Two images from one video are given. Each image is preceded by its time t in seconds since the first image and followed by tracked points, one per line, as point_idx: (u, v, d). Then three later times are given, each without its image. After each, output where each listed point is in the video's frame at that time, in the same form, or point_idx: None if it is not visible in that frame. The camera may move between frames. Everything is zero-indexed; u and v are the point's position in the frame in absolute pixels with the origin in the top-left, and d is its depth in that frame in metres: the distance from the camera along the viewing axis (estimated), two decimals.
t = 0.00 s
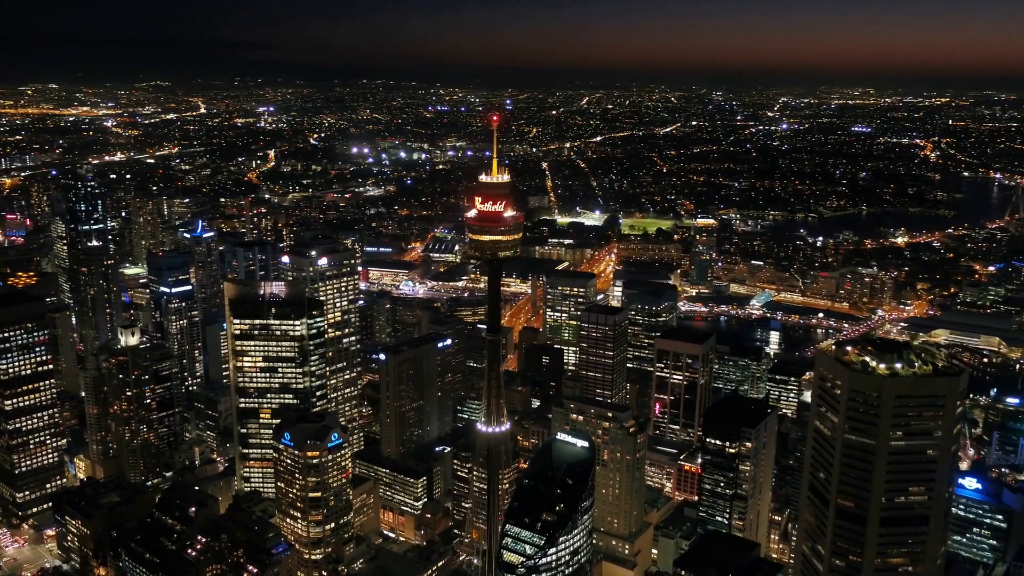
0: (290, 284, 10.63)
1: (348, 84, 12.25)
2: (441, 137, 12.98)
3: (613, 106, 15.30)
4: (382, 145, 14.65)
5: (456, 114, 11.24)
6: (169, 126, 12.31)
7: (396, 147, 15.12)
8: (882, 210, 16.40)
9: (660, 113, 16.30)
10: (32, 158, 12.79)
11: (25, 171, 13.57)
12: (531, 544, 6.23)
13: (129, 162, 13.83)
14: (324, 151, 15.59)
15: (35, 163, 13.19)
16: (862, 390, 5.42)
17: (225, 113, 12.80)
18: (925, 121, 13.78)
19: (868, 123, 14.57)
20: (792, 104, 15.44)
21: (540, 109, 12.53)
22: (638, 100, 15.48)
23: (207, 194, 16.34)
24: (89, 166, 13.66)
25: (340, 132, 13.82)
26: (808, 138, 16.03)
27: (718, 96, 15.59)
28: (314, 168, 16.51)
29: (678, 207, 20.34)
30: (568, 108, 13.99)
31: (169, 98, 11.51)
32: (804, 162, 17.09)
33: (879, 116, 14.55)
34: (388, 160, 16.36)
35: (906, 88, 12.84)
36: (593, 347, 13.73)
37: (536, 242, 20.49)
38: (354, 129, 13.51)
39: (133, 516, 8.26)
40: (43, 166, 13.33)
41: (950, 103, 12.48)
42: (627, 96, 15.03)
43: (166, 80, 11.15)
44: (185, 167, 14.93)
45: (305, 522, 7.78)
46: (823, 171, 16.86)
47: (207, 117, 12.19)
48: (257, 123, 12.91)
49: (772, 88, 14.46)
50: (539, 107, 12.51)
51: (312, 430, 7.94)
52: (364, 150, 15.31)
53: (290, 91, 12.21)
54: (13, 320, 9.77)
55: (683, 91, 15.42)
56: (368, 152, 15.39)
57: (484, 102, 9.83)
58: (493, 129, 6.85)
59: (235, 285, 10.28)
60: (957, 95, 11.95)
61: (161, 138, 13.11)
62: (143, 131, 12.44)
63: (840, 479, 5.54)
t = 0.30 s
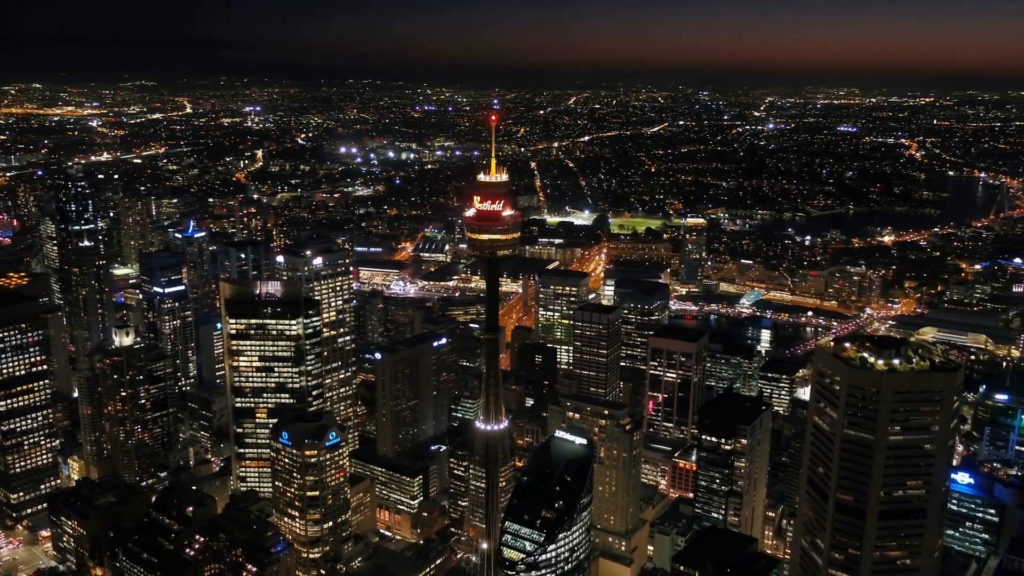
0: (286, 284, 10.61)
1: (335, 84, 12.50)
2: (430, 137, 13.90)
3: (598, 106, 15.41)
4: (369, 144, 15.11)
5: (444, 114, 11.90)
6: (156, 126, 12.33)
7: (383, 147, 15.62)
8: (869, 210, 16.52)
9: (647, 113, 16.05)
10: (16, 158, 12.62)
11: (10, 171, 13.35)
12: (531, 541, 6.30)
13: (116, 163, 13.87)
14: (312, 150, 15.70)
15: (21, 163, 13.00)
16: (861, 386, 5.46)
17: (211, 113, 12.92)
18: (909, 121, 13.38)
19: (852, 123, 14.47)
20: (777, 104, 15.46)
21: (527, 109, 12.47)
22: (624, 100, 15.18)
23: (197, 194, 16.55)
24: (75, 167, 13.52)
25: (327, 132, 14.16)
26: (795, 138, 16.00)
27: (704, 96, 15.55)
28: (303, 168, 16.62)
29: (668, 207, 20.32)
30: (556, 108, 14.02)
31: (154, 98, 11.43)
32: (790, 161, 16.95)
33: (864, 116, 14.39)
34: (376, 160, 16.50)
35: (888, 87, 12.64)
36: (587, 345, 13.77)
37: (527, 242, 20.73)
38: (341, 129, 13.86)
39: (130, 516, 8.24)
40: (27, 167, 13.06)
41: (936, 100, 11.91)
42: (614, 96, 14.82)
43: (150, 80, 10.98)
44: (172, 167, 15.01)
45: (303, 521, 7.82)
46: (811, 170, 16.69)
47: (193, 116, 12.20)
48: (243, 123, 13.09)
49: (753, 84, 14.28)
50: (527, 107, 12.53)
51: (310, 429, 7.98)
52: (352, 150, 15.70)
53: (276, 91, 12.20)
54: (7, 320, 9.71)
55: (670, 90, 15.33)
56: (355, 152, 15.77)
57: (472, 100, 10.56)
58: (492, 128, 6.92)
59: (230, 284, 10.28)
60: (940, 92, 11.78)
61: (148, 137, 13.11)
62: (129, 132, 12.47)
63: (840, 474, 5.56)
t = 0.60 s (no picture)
0: (282, 282, 10.84)
1: (321, 84, 13.03)
2: (418, 138, 14.81)
3: (586, 106, 15.50)
4: (357, 144, 15.38)
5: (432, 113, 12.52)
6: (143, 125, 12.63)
7: (372, 147, 15.80)
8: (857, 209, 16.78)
9: (633, 112, 16.56)
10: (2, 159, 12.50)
11: None
12: (532, 537, 6.35)
13: (104, 163, 14.02)
14: (300, 149, 15.77)
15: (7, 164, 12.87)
16: (861, 380, 5.45)
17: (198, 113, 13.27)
18: (894, 120, 13.43)
19: (838, 123, 14.46)
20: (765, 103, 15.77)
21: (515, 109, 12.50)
22: (610, 100, 15.69)
23: (185, 193, 16.64)
24: (60, 167, 13.40)
25: (314, 132, 14.48)
26: (781, 137, 16.21)
27: (690, 96, 16.10)
28: (292, 168, 16.66)
29: (656, 206, 20.53)
30: (541, 108, 14.13)
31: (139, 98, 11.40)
32: (778, 161, 17.05)
33: (851, 115, 14.39)
34: (364, 159, 16.64)
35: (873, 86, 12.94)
36: (581, 343, 13.93)
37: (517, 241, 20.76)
38: (329, 129, 14.27)
39: (128, 516, 8.23)
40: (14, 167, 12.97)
41: (919, 102, 12.10)
42: (602, 96, 15.20)
43: (136, 80, 11.12)
44: (159, 167, 15.27)
45: (302, 519, 7.85)
46: (797, 169, 16.81)
47: (180, 117, 12.50)
48: (230, 123, 13.48)
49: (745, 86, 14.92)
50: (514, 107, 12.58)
51: (308, 428, 8.00)
52: (340, 150, 15.86)
53: (262, 91, 12.64)
54: (2, 320, 9.69)
55: (657, 89, 15.64)
56: (344, 152, 15.96)
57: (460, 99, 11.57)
58: (494, 128, 8.00)
59: (227, 283, 10.45)
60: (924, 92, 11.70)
61: (135, 136, 13.21)
62: (115, 132, 12.74)
63: (839, 468, 5.55)
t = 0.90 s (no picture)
0: (279, 282, 10.55)
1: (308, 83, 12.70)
2: (408, 136, 14.90)
3: (574, 106, 15.59)
4: (347, 144, 15.32)
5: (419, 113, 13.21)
6: (129, 126, 12.52)
7: (361, 147, 15.74)
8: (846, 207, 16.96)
9: (622, 112, 16.76)
10: None
11: None
12: (532, 534, 6.41)
13: (90, 162, 13.70)
14: (289, 149, 15.75)
15: None
16: (860, 376, 5.49)
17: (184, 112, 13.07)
18: (880, 120, 14.24)
19: (825, 122, 15.38)
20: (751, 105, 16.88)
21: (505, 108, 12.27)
22: (599, 99, 15.74)
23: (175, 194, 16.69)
24: (46, 168, 13.29)
25: (302, 132, 14.41)
26: (768, 137, 16.93)
27: (679, 96, 16.61)
28: (281, 168, 16.68)
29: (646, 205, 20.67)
30: (532, 108, 13.94)
31: (125, 98, 11.34)
32: (767, 160, 17.74)
33: (836, 115, 15.32)
34: (354, 160, 16.68)
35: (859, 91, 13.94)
36: (576, 342, 14.08)
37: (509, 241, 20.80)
38: (317, 129, 14.21)
39: (125, 516, 8.23)
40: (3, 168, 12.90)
41: (905, 101, 12.70)
42: (590, 95, 15.27)
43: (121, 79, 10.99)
44: (148, 167, 15.21)
45: (301, 518, 7.86)
46: (786, 169, 17.54)
47: (167, 117, 12.41)
48: (217, 123, 13.35)
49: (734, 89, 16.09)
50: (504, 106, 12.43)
51: (307, 427, 8.01)
52: (329, 150, 15.68)
53: (249, 91, 12.36)
54: None
55: (644, 92, 16.10)
56: (333, 152, 15.81)
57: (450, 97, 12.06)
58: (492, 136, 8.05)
59: (224, 283, 10.22)
60: (911, 92, 12.35)
61: (122, 137, 13.13)
62: (101, 133, 12.67)
63: (839, 463, 5.60)
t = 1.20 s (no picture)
0: (275, 283, 10.62)
1: (293, 82, 12.34)
2: (395, 136, 15.01)
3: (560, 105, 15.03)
4: (333, 144, 15.28)
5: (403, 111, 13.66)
6: (113, 127, 12.11)
7: (348, 147, 15.81)
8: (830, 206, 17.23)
9: (608, 113, 15.96)
10: None
11: None
12: (533, 530, 6.52)
13: (74, 162, 13.30)
14: (274, 147, 15.51)
15: None
16: (859, 371, 5.55)
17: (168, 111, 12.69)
18: (864, 119, 14.70)
19: (811, 121, 15.72)
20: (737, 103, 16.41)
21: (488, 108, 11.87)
22: (584, 99, 14.84)
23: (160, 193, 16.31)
24: (26, 168, 12.71)
25: (288, 131, 14.25)
26: (752, 135, 17.05)
27: (664, 96, 15.57)
28: (268, 168, 16.53)
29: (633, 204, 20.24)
30: (517, 106, 12.95)
31: (109, 97, 11.07)
32: (751, 159, 17.89)
33: (821, 115, 15.70)
34: (341, 159, 16.59)
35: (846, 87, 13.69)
36: (569, 340, 14.21)
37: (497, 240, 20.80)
38: (304, 129, 14.07)
39: (122, 517, 8.21)
40: None
41: (889, 100, 13.33)
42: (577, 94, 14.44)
43: (104, 78, 10.71)
44: (133, 167, 14.88)
45: (299, 517, 7.87)
46: (772, 168, 17.80)
47: (151, 116, 12.08)
48: (201, 122, 13.02)
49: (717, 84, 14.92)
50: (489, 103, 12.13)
51: (305, 426, 8.03)
52: (316, 150, 15.69)
53: (234, 91, 12.02)
54: None
55: (630, 89, 14.84)
56: (319, 152, 15.84)
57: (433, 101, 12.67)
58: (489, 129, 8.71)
59: (219, 283, 10.11)
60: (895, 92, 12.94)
61: (105, 137, 12.84)
62: (85, 132, 12.06)
63: (838, 457, 5.66)
